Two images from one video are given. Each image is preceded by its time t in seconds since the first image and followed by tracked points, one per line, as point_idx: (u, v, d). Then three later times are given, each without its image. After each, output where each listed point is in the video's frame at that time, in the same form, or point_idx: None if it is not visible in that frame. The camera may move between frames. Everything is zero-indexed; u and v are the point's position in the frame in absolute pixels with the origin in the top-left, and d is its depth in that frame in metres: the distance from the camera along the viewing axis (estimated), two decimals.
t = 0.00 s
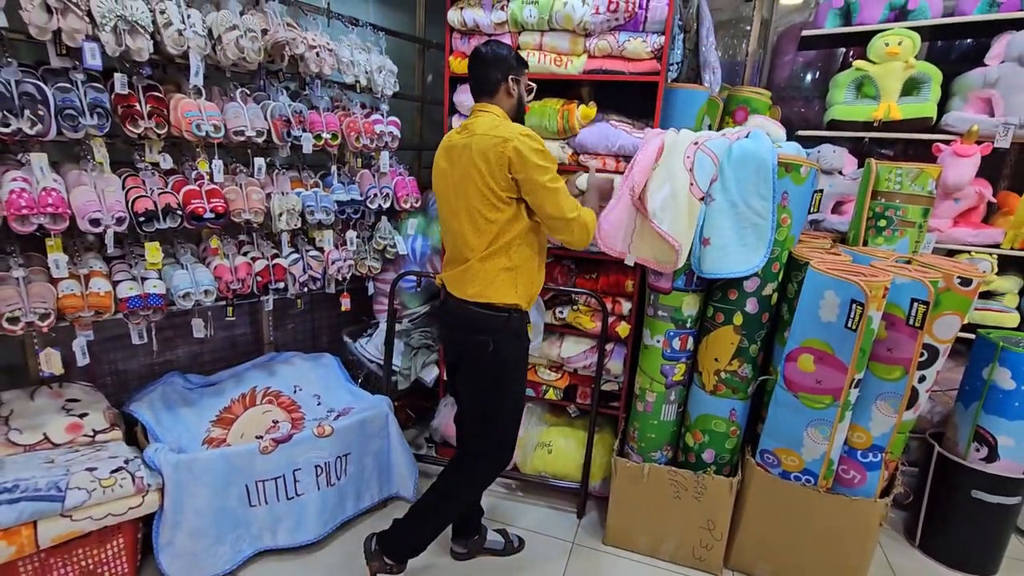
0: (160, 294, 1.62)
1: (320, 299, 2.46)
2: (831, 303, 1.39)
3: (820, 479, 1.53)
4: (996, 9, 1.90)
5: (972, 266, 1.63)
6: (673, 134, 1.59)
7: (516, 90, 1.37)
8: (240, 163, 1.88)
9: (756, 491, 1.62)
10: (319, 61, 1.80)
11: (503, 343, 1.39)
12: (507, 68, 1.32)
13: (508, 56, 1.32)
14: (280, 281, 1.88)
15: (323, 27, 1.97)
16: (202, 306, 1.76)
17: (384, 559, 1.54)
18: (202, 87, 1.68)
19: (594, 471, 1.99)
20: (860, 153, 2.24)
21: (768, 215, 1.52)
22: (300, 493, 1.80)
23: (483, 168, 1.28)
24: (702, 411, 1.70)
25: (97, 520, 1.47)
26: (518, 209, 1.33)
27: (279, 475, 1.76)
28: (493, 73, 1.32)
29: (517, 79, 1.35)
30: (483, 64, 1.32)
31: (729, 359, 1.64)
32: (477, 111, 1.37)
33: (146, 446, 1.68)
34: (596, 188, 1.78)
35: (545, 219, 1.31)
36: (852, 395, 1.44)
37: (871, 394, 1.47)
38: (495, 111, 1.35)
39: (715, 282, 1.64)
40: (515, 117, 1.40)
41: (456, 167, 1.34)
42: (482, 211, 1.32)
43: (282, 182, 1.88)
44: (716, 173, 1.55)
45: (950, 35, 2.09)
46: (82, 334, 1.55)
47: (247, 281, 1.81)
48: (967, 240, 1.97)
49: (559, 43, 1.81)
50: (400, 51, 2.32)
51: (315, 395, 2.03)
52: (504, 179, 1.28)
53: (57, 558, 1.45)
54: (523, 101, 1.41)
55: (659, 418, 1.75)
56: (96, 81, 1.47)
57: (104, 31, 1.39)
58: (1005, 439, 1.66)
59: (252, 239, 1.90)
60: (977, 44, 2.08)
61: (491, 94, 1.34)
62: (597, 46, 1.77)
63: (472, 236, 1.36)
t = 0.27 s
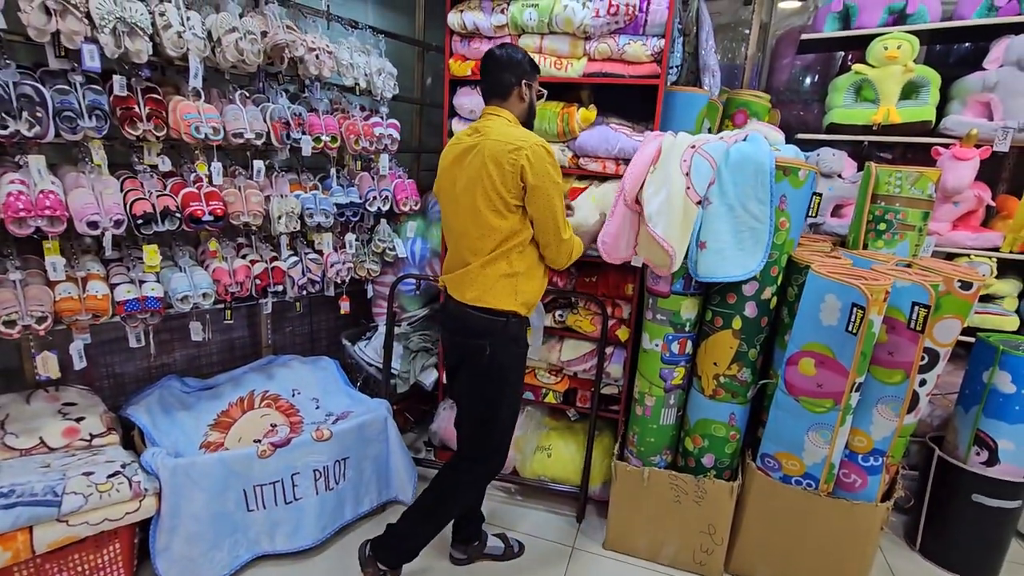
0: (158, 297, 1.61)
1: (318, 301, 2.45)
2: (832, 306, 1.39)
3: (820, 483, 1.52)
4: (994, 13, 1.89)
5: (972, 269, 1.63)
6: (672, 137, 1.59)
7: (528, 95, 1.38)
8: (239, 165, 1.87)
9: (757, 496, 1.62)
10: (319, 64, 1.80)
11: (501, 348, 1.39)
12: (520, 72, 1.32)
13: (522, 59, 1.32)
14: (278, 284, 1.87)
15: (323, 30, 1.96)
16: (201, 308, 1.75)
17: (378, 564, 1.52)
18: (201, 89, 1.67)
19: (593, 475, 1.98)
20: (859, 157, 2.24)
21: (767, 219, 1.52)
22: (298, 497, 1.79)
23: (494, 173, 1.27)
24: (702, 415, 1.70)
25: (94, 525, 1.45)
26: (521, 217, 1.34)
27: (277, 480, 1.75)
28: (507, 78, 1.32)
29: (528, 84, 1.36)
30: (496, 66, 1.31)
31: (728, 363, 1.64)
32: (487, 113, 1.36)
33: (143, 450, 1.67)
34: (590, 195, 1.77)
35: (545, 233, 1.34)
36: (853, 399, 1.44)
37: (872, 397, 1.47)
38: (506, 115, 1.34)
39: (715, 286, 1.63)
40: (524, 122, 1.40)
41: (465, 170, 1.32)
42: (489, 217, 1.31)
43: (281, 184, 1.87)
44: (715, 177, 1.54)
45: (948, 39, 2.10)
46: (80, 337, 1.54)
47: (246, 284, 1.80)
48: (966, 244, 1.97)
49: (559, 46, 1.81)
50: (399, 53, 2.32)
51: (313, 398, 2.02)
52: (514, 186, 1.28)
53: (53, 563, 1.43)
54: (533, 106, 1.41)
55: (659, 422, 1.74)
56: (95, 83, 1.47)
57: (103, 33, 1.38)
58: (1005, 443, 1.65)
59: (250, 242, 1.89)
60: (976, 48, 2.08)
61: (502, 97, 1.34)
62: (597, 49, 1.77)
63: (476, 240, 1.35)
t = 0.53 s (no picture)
0: (158, 301, 1.60)
1: (319, 304, 2.44)
2: (837, 310, 1.38)
3: (826, 489, 1.51)
4: (999, 15, 1.87)
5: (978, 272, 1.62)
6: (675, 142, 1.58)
7: (530, 98, 1.37)
8: (240, 168, 1.86)
9: (762, 502, 1.60)
10: (320, 66, 1.79)
11: (500, 353, 1.38)
12: (524, 74, 1.32)
13: (527, 62, 1.32)
14: (279, 287, 1.85)
15: (324, 32, 1.96)
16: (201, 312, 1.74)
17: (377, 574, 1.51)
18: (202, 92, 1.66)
19: (596, 480, 1.97)
20: (863, 159, 2.23)
21: (772, 222, 1.51)
22: (299, 502, 1.78)
23: (493, 177, 1.26)
24: (706, 420, 1.68)
25: (92, 531, 1.44)
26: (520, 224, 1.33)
27: (278, 485, 1.74)
28: (512, 80, 1.31)
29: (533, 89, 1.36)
30: (500, 68, 1.31)
31: (733, 367, 1.62)
32: (490, 116, 1.35)
33: (142, 455, 1.66)
34: (584, 213, 1.70)
35: (542, 241, 1.32)
36: (859, 404, 1.42)
37: (878, 402, 1.46)
38: (509, 119, 1.33)
39: (719, 289, 1.62)
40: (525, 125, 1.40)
41: (465, 173, 1.32)
42: (488, 222, 1.30)
43: (282, 187, 1.87)
44: (719, 179, 1.53)
45: (952, 41, 2.09)
46: (79, 341, 1.53)
47: (246, 288, 1.79)
48: (972, 246, 1.96)
49: (561, 49, 1.80)
50: (400, 56, 2.31)
51: (314, 403, 2.01)
52: (513, 191, 1.27)
53: (52, 570, 1.42)
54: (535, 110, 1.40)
55: (662, 427, 1.73)
56: (95, 86, 1.46)
57: (104, 36, 1.38)
58: (1013, 448, 1.64)
59: (251, 245, 1.88)
60: (980, 50, 2.07)
61: (506, 99, 1.33)
62: (600, 51, 1.76)
63: (474, 244, 1.34)
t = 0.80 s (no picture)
0: (161, 304, 1.59)
1: (323, 308, 2.43)
2: (849, 315, 1.36)
3: (837, 497, 1.48)
4: (1011, 15, 1.87)
5: (991, 275, 1.59)
6: (682, 144, 1.56)
7: (529, 99, 1.34)
8: (243, 171, 1.85)
9: (772, 510, 1.58)
10: (324, 69, 1.79)
11: (492, 360, 1.36)
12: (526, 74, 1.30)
13: (527, 61, 1.30)
14: (282, 291, 1.84)
15: (328, 35, 1.95)
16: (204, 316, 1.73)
17: None
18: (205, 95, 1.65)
19: (602, 486, 1.94)
20: (872, 161, 2.20)
21: (781, 225, 1.48)
22: (301, 508, 1.76)
23: (476, 180, 1.25)
24: (714, 426, 1.66)
25: (94, 537, 1.43)
26: (506, 228, 1.29)
27: (280, 490, 1.72)
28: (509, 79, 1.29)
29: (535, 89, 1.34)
30: (499, 68, 1.29)
31: (741, 372, 1.60)
32: (485, 118, 1.33)
33: (145, 459, 1.65)
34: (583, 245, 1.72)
35: (526, 249, 1.27)
36: (871, 410, 1.39)
37: (890, 408, 1.43)
38: (503, 121, 1.31)
39: (727, 294, 1.60)
40: (523, 125, 1.36)
41: (455, 176, 1.31)
42: (474, 226, 1.29)
43: (285, 190, 1.86)
44: (727, 182, 1.51)
45: (963, 41, 2.06)
46: (82, 345, 1.52)
47: (250, 291, 1.78)
48: (984, 250, 1.93)
49: (567, 50, 1.79)
50: (405, 58, 2.30)
51: (317, 407, 2.00)
52: (495, 195, 1.24)
53: None
54: (535, 109, 1.36)
55: (669, 433, 1.71)
56: (98, 89, 1.45)
57: (107, 38, 1.37)
58: None
59: (255, 248, 1.87)
60: (992, 50, 2.04)
61: (502, 99, 1.31)
62: (606, 52, 1.74)
63: (463, 249, 1.33)
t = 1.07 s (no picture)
0: (170, 307, 1.59)
1: (331, 310, 2.42)
2: (866, 320, 1.33)
3: (853, 505, 1.44)
4: None
5: (1012, 279, 1.55)
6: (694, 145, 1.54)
7: (519, 100, 1.31)
8: (252, 174, 1.85)
9: (785, 517, 1.55)
10: (333, 71, 1.78)
11: (471, 369, 1.34)
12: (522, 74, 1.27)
13: (521, 59, 1.27)
14: (291, 293, 1.84)
15: (337, 37, 1.95)
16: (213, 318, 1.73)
17: None
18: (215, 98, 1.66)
19: (612, 491, 1.92)
20: (887, 163, 2.16)
21: (795, 228, 1.46)
22: (308, 512, 1.76)
23: (451, 184, 1.23)
24: (726, 432, 1.64)
25: (102, 539, 1.43)
26: (486, 234, 1.26)
27: (287, 494, 1.71)
28: (499, 80, 1.27)
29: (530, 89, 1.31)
30: (491, 66, 1.27)
31: (754, 378, 1.57)
32: (472, 119, 1.31)
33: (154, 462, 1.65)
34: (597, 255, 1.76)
35: (505, 256, 1.22)
36: (889, 418, 1.36)
37: (908, 415, 1.40)
38: (489, 124, 1.29)
39: (739, 297, 1.57)
40: (513, 128, 1.33)
41: (437, 180, 1.30)
42: (454, 231, 1.27)
43: (294, 193, 1.86)
44: (740, 184, 1.49)
45: (981, 41, 2.02)
46: (91, 347, 1.52)
47: (258, 294, 1.77)
48: (1004, 253, 1.89)
49: (576, 51, 1.77)
50: (414, 60, 2.30)
51: (325, 410, 1.99)
52: (469, 200, 1.21)
53: None
54: (525, 111, 1.32)
55: (681, 438, 1.69)
56: (109, 92, 1.46)
57: (117, 41, 1.38)
58: None
59: (264, 251, 1.87)
60: (1011, 49, 2.00)
61: (491, 99, 1.29)
62: (617, 53, 1.72)
63: (444, 254, 1.32)
